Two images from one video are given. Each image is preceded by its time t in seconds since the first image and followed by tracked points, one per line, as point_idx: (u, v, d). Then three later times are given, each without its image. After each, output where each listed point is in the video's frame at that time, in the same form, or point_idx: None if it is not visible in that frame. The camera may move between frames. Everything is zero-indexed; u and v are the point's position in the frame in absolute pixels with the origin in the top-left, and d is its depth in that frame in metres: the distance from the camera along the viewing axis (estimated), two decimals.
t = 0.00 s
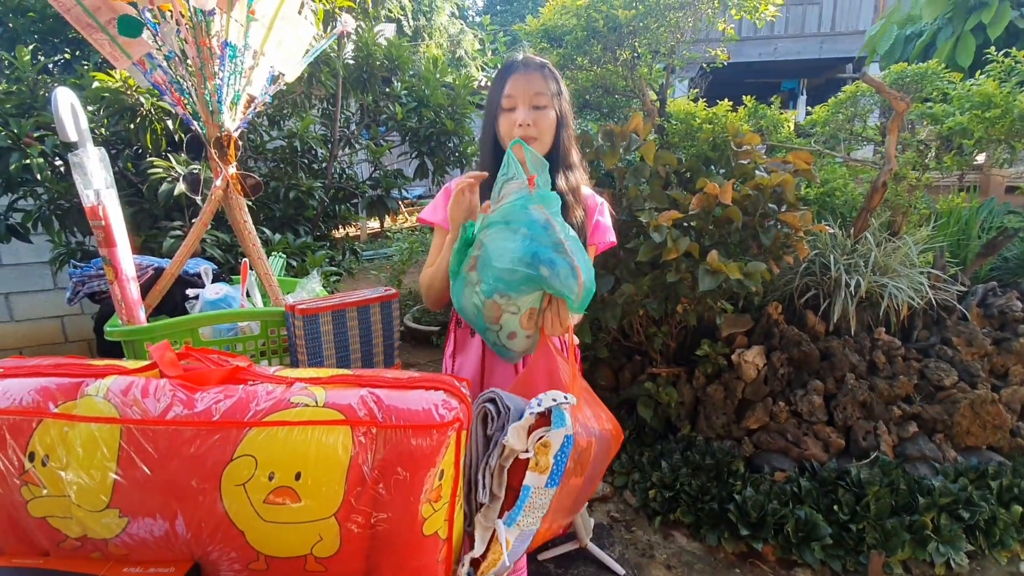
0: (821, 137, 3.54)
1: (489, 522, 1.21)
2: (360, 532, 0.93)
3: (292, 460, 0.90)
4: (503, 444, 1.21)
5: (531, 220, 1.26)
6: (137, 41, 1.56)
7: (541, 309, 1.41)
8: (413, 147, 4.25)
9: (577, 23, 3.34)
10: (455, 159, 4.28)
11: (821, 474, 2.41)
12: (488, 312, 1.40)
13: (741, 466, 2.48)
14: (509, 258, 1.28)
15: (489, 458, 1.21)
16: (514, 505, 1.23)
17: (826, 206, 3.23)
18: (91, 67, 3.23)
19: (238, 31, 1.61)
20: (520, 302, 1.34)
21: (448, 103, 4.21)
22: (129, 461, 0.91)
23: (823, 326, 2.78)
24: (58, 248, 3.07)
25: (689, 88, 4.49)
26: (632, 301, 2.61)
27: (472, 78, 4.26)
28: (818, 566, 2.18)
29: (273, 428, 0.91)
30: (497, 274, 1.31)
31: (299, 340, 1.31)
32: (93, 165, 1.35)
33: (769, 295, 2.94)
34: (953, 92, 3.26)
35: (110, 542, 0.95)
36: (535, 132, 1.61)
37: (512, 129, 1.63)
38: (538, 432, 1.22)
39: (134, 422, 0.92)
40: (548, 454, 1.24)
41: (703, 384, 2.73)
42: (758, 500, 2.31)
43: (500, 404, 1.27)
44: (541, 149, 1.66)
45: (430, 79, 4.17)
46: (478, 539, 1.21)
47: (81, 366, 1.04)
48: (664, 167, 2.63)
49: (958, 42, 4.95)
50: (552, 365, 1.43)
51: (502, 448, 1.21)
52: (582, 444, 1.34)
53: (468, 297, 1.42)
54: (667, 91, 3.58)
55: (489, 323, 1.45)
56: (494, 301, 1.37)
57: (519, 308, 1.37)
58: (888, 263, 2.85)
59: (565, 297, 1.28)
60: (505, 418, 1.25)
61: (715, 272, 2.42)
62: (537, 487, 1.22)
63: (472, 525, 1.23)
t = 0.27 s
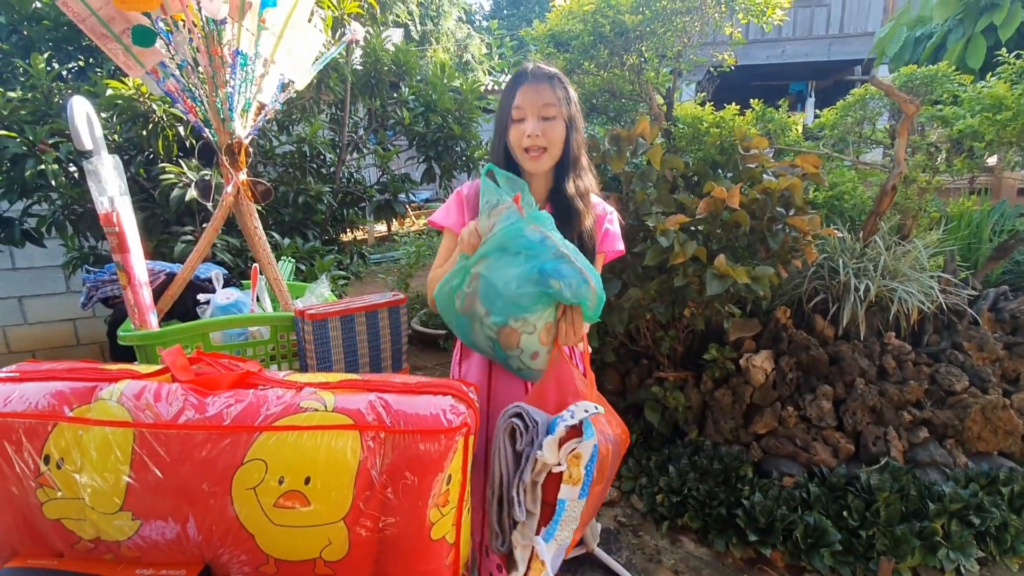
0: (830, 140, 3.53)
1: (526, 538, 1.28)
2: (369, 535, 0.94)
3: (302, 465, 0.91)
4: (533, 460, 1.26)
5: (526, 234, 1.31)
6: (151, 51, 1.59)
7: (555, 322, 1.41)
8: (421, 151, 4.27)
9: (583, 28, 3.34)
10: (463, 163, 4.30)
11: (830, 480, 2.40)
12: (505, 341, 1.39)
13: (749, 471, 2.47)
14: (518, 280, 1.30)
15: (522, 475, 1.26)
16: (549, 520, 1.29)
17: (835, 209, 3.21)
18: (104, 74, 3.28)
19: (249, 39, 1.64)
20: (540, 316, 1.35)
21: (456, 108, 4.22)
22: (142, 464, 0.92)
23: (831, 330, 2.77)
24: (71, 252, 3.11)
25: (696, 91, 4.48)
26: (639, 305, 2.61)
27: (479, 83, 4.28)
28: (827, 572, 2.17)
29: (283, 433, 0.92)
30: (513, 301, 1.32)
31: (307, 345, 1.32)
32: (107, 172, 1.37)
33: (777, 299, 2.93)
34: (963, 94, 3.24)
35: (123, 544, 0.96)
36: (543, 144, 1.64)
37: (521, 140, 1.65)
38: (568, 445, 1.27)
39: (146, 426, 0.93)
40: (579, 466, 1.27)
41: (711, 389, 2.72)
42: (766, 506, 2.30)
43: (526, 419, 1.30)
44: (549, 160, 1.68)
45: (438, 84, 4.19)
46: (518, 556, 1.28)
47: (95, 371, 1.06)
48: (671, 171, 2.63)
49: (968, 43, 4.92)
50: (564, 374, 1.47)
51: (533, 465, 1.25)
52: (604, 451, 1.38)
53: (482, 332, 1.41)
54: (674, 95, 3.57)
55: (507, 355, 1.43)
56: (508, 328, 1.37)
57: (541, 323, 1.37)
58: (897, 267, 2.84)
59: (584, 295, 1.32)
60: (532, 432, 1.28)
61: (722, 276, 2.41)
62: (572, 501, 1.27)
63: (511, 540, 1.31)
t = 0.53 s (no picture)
0: (838, 146, 3.52)
1: None
2: (378, 541, 0.94)
3: (312, 470, 0.92)
4: (603, 510, 1.29)
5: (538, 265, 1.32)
6: (166, 61, 1.60)
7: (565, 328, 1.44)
8: (428, 158, 4.29)
9: (590, 35, 3.36)
10: (470, 169, 4.32)
11: (840, 488, 2.38)
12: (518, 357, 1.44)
13: (758, 479, 2.46)
14: (524, 287, 1.35)
15: (593, 526, 1.28)
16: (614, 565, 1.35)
17: (843, 215, 3.20)
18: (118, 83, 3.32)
19: (262, 50, 1.66)
20: (552, 331, 1.37)
21: (463, 115, 4.24)
22: (154, 468, 0.93)
23: (841, 336, 2.75)
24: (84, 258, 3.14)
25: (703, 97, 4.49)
26: (646, 311, 2.60)
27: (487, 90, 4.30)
28: None
29: (293, 438, 0.93)
30: (522, 316, 1.37)
31: (317, 350, 1.33)
32: (122, 180, 1.39)
33: (786, 306, 2.92)
34: (972, 100, 3.22)
35: (135, 548, 0.96)
36: (552, 150, 1.65)
37: (530, 147, 1.66)
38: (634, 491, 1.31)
39: (159, 431, 0.94)
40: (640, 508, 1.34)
41: (719, 396, 2.71)
42: (775, 514, 2.29)
43: (590, 467, 1.30)
44: (557, 166, 1.69)
45: (445, 91, 4.21)
46: None
47: (109, 376, 1.07)
48: (679, 178, 2.63)
49: (977, 48, 4.90)
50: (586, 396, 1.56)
51: (603, 515, 1.28)
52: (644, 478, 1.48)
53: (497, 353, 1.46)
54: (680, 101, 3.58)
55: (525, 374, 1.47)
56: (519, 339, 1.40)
57: (553, 340, 1.38)
58: (907, 273, 2.82)
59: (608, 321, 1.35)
60: (597, 480, 1.30)
61: (731, 282, 2.40)
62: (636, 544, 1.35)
63: None
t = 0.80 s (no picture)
0: (845, 147, 3.51)
1: None
2: (388, 542, 0.95)
3: (323, 472, 0.93)
4: (665, 527, 1.41)
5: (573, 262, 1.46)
6: (178, 68, 1.63)
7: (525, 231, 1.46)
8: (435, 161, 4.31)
9: (596, 39, 3.37)
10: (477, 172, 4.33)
11: (849, 491, 2.37)
12: (490, 276, 1.40)
13: (766, 482, 2.45)
14: (471, 185, 1.40)
15: (661, 546, 1.40)
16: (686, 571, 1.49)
17: (851, 218, 3.19)
18: (128, 89, 3.35)
19: (272, 56, 1.67)
20: (509, 219, 1.39)
21: (470, 118, 4.26)
22: (167, 470, 0.94)
23: (849, 339, 2.74)
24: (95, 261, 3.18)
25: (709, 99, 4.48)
26: (653, 314, 2.61)
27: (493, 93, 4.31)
28: None
29: (304, 440, 0.94)
30: (477, 217, 1.40)
31: (326, 353, 1.34)
32: (136, 185, 1.41)
33: (794, 308, 2.91)
34: (981, 101, 3.21)
35: (148, 549, 0.98)
36: (557, 146, 1.66)
37: (535, 143, 1.67)
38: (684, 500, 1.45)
39: (172, 433, 0.95)
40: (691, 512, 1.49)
41: (727, 399, 2.70)
42: (784, 518, 2.28)
43: (641, 493, 1.40)
44: (563, 164, 1.70)
45: (452, 95, 4.23)
46: None
47: (123, 379, 1.09)
48: (686, 180, 2.63)
49: (986, 49, 4.88)
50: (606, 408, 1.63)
51: (667, 531, 1.41)
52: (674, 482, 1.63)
53: (471, 282, 1.42)
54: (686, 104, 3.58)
55: (502, 291, 1.42)
56: (488, 243, 1.40)
57: (514, 229, 1.39)
58: (916, 275, 2.81)
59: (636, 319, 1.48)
60: (649, 503, 1.41)
61: (738, 285, 2.40)
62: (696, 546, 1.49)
63: None
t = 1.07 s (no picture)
0: (851, 147, 3.50)
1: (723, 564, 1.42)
2: (395, 542, 0.96)
3: (330, 472, 0.94)
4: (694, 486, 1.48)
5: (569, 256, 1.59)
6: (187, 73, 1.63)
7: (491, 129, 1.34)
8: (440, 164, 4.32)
9: (600, 40, 3.37)
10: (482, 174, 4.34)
11: (856, 493, 2.36)
12: (465, 176, 1.27)
13: (773, 483, 2.45)
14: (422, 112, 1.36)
15: (695, 504, 1.45)
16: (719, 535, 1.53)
17: (857, 218, 3.18)
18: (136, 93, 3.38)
19: (279, 60, 1.69)
20: (463, 114, 1.29)
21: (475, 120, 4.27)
22: (177, 471, 0.95)
23: (856, 340, 2.73)
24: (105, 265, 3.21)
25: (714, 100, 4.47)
26: (658, 315, 2.61)
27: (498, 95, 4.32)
28: None
29: (311, 441, 0.95)
30: (435, 136, 1.32)
31: (333, 354, 1.35)
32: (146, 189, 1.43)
33: (800, 309, 2.90)
34: (988, 100, 3.19)
35: (158, 548, 0.99)
36: (569, 142, 1.66)
37: (547, 139, 1.66)
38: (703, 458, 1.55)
39: (181, 433, 0.97)
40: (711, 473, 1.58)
41: (733, 400, 2.70)
42: (791, 519, 2.28)
43: (667, 456, 1.48)
44: (575, 161, 1.69)
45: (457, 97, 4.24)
46: None
47: (133, 380, 1.10)
48: (691, 181, 2.63)
49: (993, 47, 4.85)
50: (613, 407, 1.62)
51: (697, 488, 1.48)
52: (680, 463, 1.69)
53: (453, 196, 1.30)
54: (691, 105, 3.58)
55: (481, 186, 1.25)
56: (452, 150, 1.29)
57: (470, 119, 1.28)
58: (924, 275, 2.79)
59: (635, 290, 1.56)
60: (675, 465, 1.48)
61: (743, 285, 2.40)
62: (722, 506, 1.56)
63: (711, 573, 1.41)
